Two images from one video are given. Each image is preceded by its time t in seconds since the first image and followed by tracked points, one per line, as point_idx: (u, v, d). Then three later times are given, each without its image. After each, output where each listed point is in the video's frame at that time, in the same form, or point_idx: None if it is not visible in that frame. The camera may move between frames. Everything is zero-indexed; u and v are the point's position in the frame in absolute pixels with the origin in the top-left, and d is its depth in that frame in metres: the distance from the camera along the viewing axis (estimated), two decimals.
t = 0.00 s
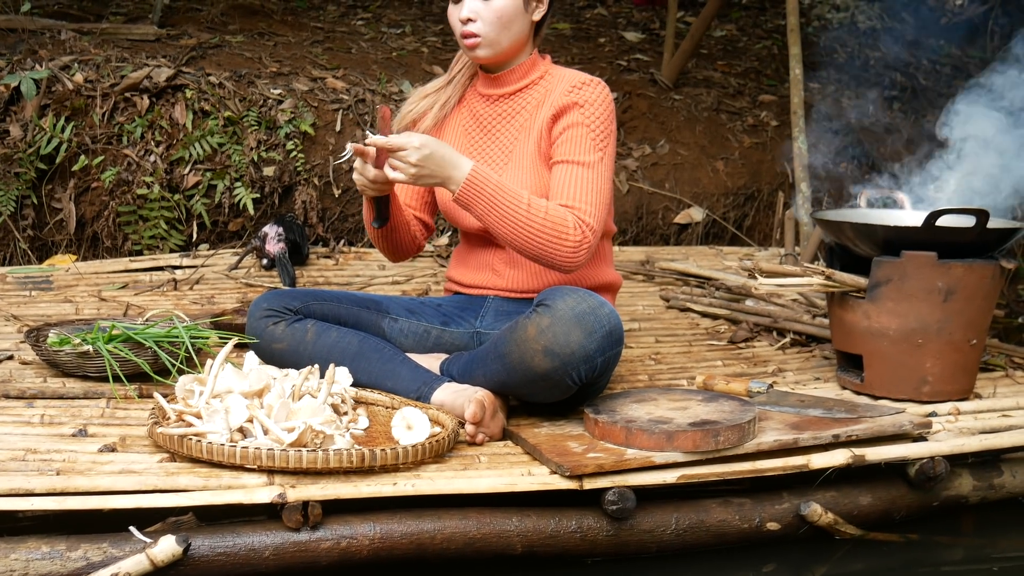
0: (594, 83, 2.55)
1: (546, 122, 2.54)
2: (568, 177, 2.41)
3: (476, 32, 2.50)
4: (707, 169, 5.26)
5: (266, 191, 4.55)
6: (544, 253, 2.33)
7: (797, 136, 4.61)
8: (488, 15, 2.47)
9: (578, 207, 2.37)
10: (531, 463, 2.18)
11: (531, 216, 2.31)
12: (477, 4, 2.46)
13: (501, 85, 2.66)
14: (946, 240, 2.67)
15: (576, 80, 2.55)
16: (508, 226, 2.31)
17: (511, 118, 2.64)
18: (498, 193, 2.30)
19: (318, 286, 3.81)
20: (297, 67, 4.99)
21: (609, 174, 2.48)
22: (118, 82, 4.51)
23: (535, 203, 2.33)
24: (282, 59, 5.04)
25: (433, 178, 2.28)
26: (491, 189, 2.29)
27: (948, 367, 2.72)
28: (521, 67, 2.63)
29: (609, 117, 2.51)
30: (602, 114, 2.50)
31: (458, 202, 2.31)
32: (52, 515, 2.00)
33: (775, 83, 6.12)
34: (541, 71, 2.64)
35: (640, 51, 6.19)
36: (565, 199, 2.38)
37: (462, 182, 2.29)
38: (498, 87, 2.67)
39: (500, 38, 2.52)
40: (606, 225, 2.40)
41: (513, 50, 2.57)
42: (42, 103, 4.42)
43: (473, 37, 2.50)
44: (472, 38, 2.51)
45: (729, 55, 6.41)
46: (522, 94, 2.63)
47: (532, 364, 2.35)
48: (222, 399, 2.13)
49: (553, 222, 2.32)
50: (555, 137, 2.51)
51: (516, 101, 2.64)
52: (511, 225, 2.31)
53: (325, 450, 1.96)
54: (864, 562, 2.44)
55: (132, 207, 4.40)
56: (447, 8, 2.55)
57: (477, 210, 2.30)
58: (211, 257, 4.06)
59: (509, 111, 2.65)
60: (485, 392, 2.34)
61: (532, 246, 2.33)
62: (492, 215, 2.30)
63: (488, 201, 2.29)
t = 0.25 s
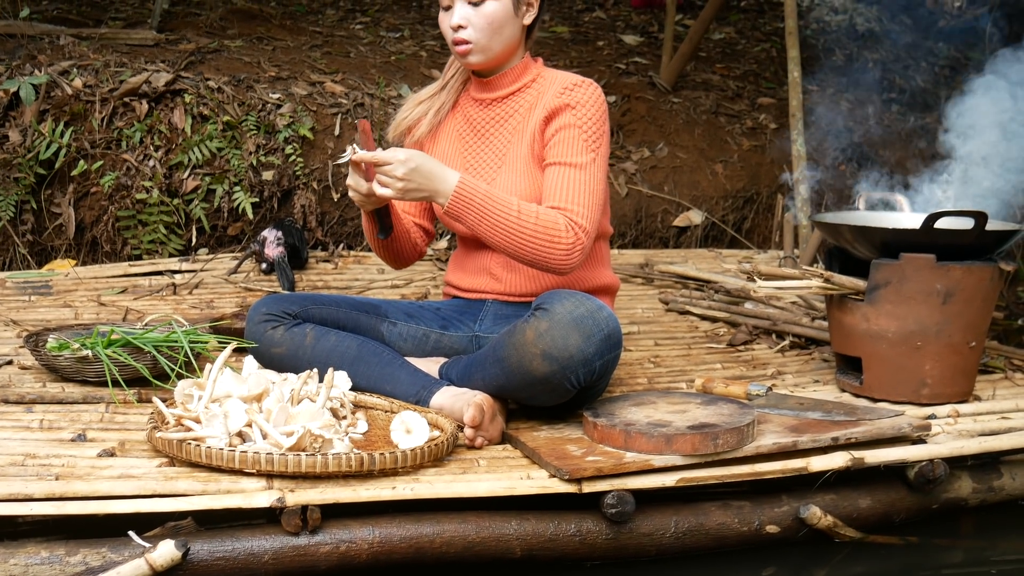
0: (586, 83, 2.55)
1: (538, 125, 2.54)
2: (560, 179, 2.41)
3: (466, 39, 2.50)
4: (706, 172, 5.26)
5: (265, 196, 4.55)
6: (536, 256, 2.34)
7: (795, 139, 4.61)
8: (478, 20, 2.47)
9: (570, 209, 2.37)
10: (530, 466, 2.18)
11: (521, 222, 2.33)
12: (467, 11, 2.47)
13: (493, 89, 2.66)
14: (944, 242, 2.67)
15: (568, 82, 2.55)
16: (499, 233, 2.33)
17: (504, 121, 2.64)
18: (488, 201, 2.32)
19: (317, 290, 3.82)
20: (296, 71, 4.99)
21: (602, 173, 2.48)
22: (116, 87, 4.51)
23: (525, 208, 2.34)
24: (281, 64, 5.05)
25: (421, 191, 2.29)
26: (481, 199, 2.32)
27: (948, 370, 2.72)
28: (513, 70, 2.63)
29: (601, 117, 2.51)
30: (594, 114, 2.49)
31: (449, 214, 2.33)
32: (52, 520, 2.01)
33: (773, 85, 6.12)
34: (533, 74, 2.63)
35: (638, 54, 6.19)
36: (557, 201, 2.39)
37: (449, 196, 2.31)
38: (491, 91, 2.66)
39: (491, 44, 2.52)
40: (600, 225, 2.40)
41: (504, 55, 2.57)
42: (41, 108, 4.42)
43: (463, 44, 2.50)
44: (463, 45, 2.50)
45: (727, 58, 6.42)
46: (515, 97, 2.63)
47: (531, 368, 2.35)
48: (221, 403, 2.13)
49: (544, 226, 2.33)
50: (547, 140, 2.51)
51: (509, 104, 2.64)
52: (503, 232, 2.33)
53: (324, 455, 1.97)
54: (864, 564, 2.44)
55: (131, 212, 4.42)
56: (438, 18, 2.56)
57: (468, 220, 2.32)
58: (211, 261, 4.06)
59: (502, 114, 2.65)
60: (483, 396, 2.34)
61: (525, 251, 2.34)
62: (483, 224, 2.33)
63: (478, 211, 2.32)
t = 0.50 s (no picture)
0: (581, 85, 2.55)
1: (533, 129, 2.54)
2: (554, 183, 2.41)
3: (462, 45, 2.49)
4: (706, 174, 5.26)
5: (265, 199, 4.55)
6: (530, 260, 2.35)
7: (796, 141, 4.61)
8: (473, 26, 2.47)
9: (565, 212, 2.38)
10: (530, 469, 2.18)
11: (515, 229, 2.34)
12: (462, 17, 2.46)
13: (489, 92, 2.66)
14: (944, 245, 2.67)
15: (562, 84, 2.55)
16: (492, 239, 2.34)
17: (500, 125, 2.64)
18: (480, 208, 2.34)
19: (317, 292, 3.82)
20: (296, 74, 5.00)
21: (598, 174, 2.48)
22: (117, 90, 4.51)
23: (518, 214, 2.35)
24: (281, 66, 5.05)
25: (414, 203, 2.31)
26: (472, 208, 2.33)
27: (948, 372, 2.72)
28: (509, 74, 2.62)
29: (596, 118, 2.51)
30: (589, 116, 2.50)
31: (441, 226, 2.34)
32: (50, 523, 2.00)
33: (773, 88, 6.12)
34: (528, 77, 2.63)
35: (639, 57, 6.19)
36: (551, 204, 2.39)
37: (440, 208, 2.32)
38: (486, 94, 2.66)
39: (487, 49, 2.51)
40: (595, 226, 2.41)
41: (500, 59, 2.57)
42: (41, 111, 4.43)
43: (459, 50, 2.50)
44: (458, 50, 2.50)
45: (727, 61, 6.42)
46: (510, 101, 2.63)
47: (530, 372, 2.35)
48: (221, 407, 2.13)
49: (538, 231, 2.34)
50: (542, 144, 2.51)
51: (504, 108, 2.64)
52: (496, 237, 2.34)
53: (323, 458, 1.96)
54: (864, 567, 2.44)
55: (131, 215, 4.42)
56: (433, 21, 2.55)
57: (461, 229, 2.33)
58: (211, 264, 4.07)
59: (498, 118, 2.65)
60: (483, 399, 2.33)
61: (519, 255, 2.35)
62: (476, 230, 2.34)
63: (470, 217, 2.33)
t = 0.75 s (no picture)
0: (579, 86, 2.55)
1: (533, 131, 2.54)
2: (558, 180, 2.41)
3: (459, 50, 2.49)
4: (707, 176, 5.26)
5: (265, 201, 4.55)
6: (536, 255, 2.34)
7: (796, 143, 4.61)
8: (469, 31, 2.46)
9: (569, 208, 2.38)
10: (530, 472, 2.18)
11: (518, 226, 2.34)
12: (458, 22, 2.45)
13: (487, 95, 2.65)
14: (945, 246, 2.66)
15: (561, 85, 2.56)
16: (497, 237, 2.33)
17: (500, 128, 2.64)
18: (483, 206, 2.34)
19: (317, 295, 3.82)
20: (296, 76, 5.00)
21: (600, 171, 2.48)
22: (118, 93, 4.52)
23: (521, 212, 2.35)
24: (281, 69, 5.06)
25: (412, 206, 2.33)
26: (475, 209, 2.33)
27: (949, 375, 2.71)
28: (507, 77, 2.61)
29: (596, 117, 2.52)
30: (589, 115, 2.50)
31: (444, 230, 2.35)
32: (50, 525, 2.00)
33: (774, 90, 6.12)
34: (527, 79, 2.63)
35: (639, 59, 6.19)
36: (555, 201, 2.40)
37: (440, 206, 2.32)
38: (485, 97, 2.66)
39: (484, 54, 2.51)
40: (600, 222, 2.41)
41: (498, 62, 2.56)
42: (42, 113, 4.44)
43: (456, 55, 2.50)
44: (455, 55, 2.50)
45: (728, 63, 6.42)
46: (509, 104, 2.63)
47: (531, 374, 2.35)
48: (220, 409, 2.13)
49: (542, 227, 2.34)
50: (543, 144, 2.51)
51: (503, 111, 2.63)
52: (500, 235, 2.33)
53: (323, 461, 1.96)
54: (865, 570, 2.43)
55: (132, 217, 4.42)
56: (430, 26, 2.54)
57: (465, 231, 2.33)
58: (211, 266, 4.07)
59: (497, 120, 2.64)
60: (483, 402, 2.33)
61: (524, 252, 2.35)
62: (479, 229, 2.34)
63: (474, 216, 2.33)
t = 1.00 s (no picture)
0: (574, 84, 2.56)
1: (530, 130, 2.54)
2: (556, 171, 2.41)
3: (454, 54, 2.49)
4: (708, 178, 5.25)
5: (267, 204, 4.56)
6: (536, 242, 2.33)
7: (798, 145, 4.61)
8: (463, 36, 2.46)
9: (568, 195, 2.37)
10: (530, 474, 2.18)
11: (516, 215, 2.33)
12: (452, 26, 2.46)
13: (484, 98, 2.65)
14: (947, 248, 2.66)
15: (556, 84, 2.56)
16: (496, 226, 2.33)
17: (497, 130, 2.64)
18: (481, 197, 2.34)
19: (318, 297, 3.82)
20: (298, 78, 5.00)
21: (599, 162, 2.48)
22: (119, 95, 4.52)
23: (519, 202, 2.34)
24: (283, 71, 5.06)
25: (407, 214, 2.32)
26: (471, 201, 2.33)
27: (951, 377, 2.71)
28: (503, 79, 2.62)
29: (592, 112, 2.52)
30: (585, 109, 2.50)
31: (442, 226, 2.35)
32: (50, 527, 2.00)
33: (776, 91, 6.12)
34: (523, 80, 2.63)
35: (641, 60, 6.19)
36: (554, 191, 2.39)
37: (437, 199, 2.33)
38: (482, 100, 2.66)
39: (480, 57, 2.51)
40: (601, 209, 2.39)
41: (493, 66, 2.56)
42: (43, 116, 4.44)
43: (451, 60, 2.50)
44: (450, 60, 2.50)
45: (730, 64, 6.41)
46: (506, 105, 2.63)
47: (531, 376, 2.34)
48: (221, 411, 2.13)
49: (541, 214, 2.33)
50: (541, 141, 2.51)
51: (500, 113, 2.63)
52: (499, 224, 2.33)
53: (323, 463, 1.96)
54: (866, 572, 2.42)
55: (133, 219, 4.42)
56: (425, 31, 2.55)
57: (462, 225, 2.33)
58: (212, 268, 4.07)
59: (495, 122, 2.64)
60: (484, 404, 2.33)
61: (525, 241, 2.33)
62: (478, 220, 2.33)
63: (472, 207, 2.33)
